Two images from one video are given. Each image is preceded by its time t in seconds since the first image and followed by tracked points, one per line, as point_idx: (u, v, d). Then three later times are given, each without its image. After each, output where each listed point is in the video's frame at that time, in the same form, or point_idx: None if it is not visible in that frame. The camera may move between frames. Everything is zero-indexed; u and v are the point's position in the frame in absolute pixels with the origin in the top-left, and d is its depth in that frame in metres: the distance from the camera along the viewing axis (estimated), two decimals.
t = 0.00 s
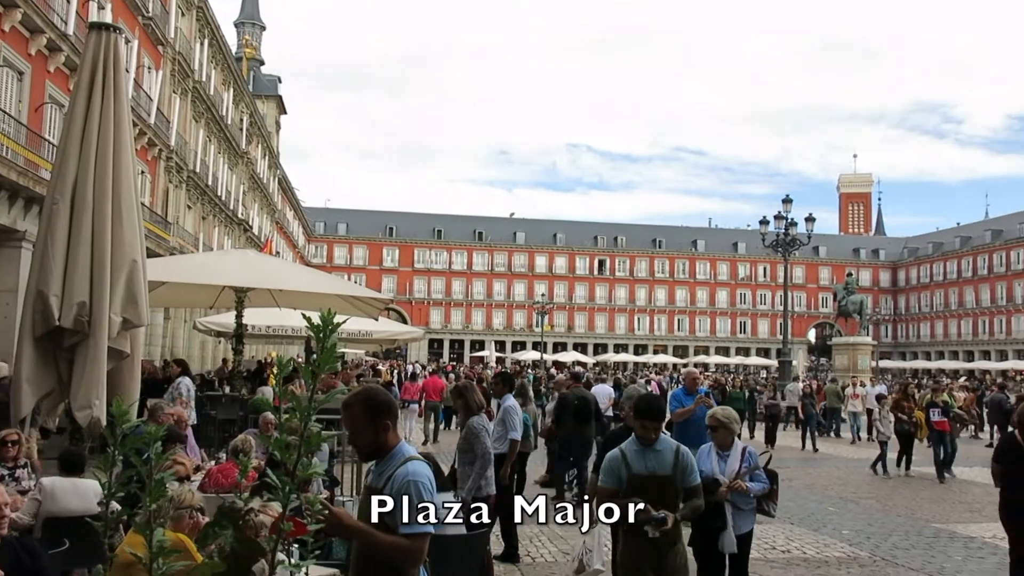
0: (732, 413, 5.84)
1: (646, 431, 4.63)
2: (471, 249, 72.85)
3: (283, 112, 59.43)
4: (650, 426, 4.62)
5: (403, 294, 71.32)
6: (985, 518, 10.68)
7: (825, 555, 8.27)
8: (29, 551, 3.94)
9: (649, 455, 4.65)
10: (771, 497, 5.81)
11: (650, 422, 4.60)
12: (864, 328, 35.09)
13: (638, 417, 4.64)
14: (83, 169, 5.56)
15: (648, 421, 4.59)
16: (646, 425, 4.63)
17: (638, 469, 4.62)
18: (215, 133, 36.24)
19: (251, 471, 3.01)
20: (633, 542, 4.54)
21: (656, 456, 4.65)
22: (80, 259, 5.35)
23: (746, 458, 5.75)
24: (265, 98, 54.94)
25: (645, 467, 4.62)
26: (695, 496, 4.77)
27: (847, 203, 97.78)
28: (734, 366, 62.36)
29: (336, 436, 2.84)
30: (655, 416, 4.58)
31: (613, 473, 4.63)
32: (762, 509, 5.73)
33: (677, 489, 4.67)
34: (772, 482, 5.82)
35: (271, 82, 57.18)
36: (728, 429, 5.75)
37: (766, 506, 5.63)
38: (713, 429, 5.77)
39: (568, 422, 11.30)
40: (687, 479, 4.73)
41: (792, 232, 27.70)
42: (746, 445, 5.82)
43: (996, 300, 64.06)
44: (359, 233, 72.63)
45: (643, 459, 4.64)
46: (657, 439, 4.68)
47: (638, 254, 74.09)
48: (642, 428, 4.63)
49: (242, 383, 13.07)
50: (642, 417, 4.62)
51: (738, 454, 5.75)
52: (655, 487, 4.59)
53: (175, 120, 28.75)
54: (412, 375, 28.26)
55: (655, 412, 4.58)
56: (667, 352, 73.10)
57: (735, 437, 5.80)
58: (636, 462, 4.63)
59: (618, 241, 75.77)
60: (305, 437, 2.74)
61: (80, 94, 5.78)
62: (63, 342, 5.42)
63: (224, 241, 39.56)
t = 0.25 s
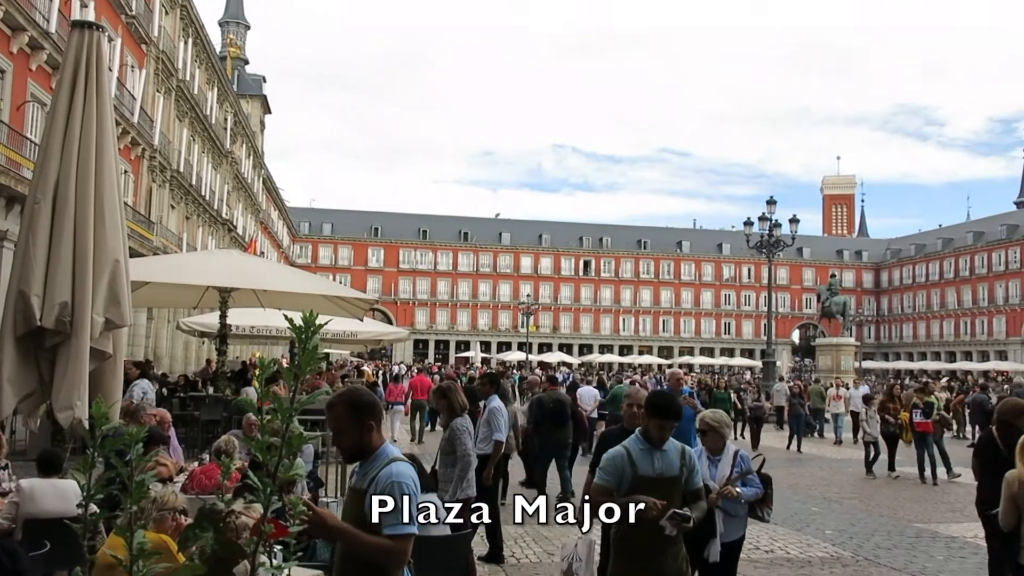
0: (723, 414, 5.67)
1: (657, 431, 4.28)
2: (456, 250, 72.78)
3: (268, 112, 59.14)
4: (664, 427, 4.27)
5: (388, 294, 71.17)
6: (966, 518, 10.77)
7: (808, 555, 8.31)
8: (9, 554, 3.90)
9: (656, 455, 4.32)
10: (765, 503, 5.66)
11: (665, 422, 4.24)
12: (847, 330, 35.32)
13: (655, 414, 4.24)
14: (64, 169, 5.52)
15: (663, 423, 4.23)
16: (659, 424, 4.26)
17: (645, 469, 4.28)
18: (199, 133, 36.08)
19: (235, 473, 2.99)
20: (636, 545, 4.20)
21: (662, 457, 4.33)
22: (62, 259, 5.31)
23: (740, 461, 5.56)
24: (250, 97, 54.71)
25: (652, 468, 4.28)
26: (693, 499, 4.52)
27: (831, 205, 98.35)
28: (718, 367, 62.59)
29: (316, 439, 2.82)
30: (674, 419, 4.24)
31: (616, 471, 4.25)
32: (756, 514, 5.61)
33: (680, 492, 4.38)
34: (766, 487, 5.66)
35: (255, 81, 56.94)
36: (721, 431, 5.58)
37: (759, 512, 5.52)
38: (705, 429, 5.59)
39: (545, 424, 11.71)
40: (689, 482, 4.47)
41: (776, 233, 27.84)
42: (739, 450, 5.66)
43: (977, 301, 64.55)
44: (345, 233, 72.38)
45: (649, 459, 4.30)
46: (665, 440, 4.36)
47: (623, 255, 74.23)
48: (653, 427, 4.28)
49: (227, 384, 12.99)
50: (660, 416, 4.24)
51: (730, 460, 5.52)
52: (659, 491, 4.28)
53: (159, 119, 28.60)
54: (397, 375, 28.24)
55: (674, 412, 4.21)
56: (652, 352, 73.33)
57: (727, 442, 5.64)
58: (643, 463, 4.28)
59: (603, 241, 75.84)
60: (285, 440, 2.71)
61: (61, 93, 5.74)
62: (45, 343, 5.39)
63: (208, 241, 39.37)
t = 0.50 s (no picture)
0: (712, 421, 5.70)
1: (667, 446, 4.07)
2: (442, 250, 72.65)
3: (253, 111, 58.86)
4: (674, 441, 4.07)
5: (374, 295, 70.98)
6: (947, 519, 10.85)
7: (791, 555, 8.36)
8: None
9: (666, 471, 4.09)
10: (753, 507, 5.69)
11: (675, 436, 4.06)
12: (831, 331, 35.53)
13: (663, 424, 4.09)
14: (47, 167, 5.48)
15: (675, 435, 4.06)
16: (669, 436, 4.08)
17: (651, 485, 4.06)
18: (184, 132, 35.86)
19: (216, 474, 2.98)
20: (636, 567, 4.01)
21: (673, 474, 4.09)
22: (45, 259, 5.27)
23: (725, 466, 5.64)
24: (235, 96, 54.42)
25: (660, 485, 4.06)
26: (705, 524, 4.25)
27: (815, 208, 98.85)
28: (703, 368, 62.75)
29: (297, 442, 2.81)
30: (685, 433, 4.05)
31: (622, 486, 4.08)
32: (745, 519, 5.62)
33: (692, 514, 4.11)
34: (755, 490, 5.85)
35: (240, 81, 56.66)
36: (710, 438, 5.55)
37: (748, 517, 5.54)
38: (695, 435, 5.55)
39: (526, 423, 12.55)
40: (703, 505, 4.19)
41: (761, 235, 27.97)
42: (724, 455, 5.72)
43: (960, 302, 65.08)
44: (330, 234, 72.12)
45: (657, 476, 4.07)
46: (676, 456, 4.13)
47: (608, 257, 74.38)
48: (663, 440, 4.09)
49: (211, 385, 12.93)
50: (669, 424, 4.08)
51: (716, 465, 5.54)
52: (668, 511, 4.04)
53: (143, 118, 28.41)
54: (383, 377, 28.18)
55: (683, 424, 4.06)
56: (637, 354, 73.49)
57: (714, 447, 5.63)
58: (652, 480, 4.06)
59: (589, 243, 75.87)
60: (264, 441, 2.69)
61: (44, 91, 5.70)
62: (26, 343, 5.35)
63: (192, 240, 39.13)
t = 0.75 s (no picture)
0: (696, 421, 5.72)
1: (653, 444, 3.77)
2: (428, 251, 72.54)
3: (239, 111, 58.63)
4: (660, 436, 3.77)
5: (359, 295, 70.78)
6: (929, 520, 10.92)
7: (775, 556, 8.39)
8: None
9: (660, 479, 3.73)
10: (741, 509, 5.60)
11: (658, 428, 3.76)
12: (815, 333, 35.73)
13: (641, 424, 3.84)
14: (31, 166, 5.45)
15: (659, 428, 3.76)
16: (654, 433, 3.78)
17: (643, 492, 3.72)
18: (168, 131, 35.67)
19: (197, 472, 2.94)
20: None
21: (668, 477, 3.72)
22: (26, 258, 5.22)
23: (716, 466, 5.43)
24: (220, 96, 54.18)
25: (653, 492, 3.71)
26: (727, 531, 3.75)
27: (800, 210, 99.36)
28: (688, 369, 62.92)
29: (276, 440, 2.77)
30: (664, 420, 3.75)
31: (614, 501, 3.79)
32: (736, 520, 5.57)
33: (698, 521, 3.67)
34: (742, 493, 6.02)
35: (226, 80, 56.42)
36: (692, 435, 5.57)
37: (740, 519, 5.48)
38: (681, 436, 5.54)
39: (509, 424, 12.72)
40: (714, 509, 3.74)
41: (746, 237, 28.09)
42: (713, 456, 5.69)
43: (942, 305, 65.50)
44: (316, 234, 71.84)
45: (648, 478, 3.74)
46: (672, 456, 3.78)
47: (594, 258, 74.49)
48: (648, 439, 3.80)
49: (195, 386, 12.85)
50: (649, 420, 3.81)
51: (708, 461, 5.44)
52: (669, 519, 3.62)
53: (127, 117, 28.25)
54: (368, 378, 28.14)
55: (661, 415, 3.77)
56: (622, 355, 73.66)
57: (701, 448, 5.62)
58: (643, 485, 3.73)
59: (575, 244, 75.97)
60: (240, 443, 2.66)
61: (28, 88, 5.67)
62: (8, 344, 5.31)
63: (176, 240, 38.92)
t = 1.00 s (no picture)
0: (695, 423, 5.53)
1: (643, 460, 3.46)
2: (414, 251, 72.38)
3: (224, 110, 58.34)
4: (650, 448, 3.45)
5: (345, 295, 70.59)
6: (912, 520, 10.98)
7: (759, 557, 8.41)
8: None
9: (653, 500, 3.42)
10: (734, 521, 5.31)
11: (646, 441, 3.44)
12: (800, 335, 35.91)
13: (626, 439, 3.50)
14: (14, 163, 5.40)
15: (647, 440, 3.44)
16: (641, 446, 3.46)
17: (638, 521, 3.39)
18: (153, 130, 35.47)
19: (178, 470, 2.90)
20: None
21: (662, 499, 3.41)
22: (7, 259, 5.16)
23: (709, 476, 5.19)
24: (205, 95, 53.93)
25: (648, 519, 3.39)
26: (721, 550, 3.52)
27: (785, 212, 99.85)
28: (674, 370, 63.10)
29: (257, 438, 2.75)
30: (653, 432, 3.42)
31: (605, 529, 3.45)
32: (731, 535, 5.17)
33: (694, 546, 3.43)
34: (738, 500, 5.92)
35: (211, 79, 56.13)
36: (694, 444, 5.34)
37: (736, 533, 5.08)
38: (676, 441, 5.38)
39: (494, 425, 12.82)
40: (710, 530, 3.49)
41: (731, 238, 28.19)
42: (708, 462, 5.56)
43: (925, 306, 65.98)
44: (301, 234, 71.59)
45: (642, 497, 3.41)
46: (663, 472, 3.47)
47: (580, 259, 74.60)
48: (635, 454, 3.48)
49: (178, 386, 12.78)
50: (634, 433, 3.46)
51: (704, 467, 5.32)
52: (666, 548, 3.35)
53: (111, 115, 28.08)
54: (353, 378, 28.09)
55: (645, 427, 3.44)
56: (608, 356, 73.82)
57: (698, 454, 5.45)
58: (640, 507, 3.41)
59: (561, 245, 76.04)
60: (220, 440, 2.65)
61: (10, 84, 5.62)
62: None
63: (160, 239, 38.71)
